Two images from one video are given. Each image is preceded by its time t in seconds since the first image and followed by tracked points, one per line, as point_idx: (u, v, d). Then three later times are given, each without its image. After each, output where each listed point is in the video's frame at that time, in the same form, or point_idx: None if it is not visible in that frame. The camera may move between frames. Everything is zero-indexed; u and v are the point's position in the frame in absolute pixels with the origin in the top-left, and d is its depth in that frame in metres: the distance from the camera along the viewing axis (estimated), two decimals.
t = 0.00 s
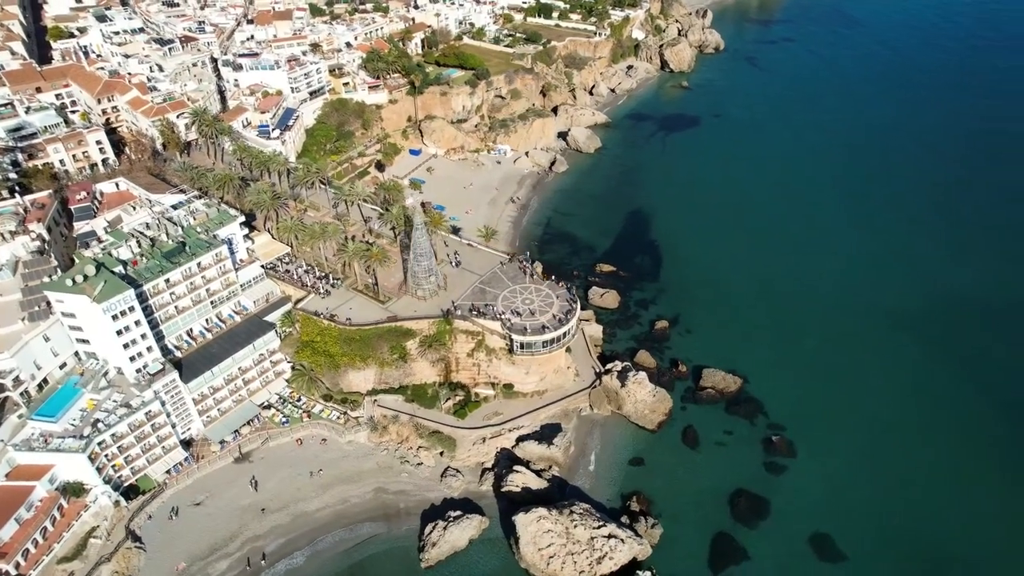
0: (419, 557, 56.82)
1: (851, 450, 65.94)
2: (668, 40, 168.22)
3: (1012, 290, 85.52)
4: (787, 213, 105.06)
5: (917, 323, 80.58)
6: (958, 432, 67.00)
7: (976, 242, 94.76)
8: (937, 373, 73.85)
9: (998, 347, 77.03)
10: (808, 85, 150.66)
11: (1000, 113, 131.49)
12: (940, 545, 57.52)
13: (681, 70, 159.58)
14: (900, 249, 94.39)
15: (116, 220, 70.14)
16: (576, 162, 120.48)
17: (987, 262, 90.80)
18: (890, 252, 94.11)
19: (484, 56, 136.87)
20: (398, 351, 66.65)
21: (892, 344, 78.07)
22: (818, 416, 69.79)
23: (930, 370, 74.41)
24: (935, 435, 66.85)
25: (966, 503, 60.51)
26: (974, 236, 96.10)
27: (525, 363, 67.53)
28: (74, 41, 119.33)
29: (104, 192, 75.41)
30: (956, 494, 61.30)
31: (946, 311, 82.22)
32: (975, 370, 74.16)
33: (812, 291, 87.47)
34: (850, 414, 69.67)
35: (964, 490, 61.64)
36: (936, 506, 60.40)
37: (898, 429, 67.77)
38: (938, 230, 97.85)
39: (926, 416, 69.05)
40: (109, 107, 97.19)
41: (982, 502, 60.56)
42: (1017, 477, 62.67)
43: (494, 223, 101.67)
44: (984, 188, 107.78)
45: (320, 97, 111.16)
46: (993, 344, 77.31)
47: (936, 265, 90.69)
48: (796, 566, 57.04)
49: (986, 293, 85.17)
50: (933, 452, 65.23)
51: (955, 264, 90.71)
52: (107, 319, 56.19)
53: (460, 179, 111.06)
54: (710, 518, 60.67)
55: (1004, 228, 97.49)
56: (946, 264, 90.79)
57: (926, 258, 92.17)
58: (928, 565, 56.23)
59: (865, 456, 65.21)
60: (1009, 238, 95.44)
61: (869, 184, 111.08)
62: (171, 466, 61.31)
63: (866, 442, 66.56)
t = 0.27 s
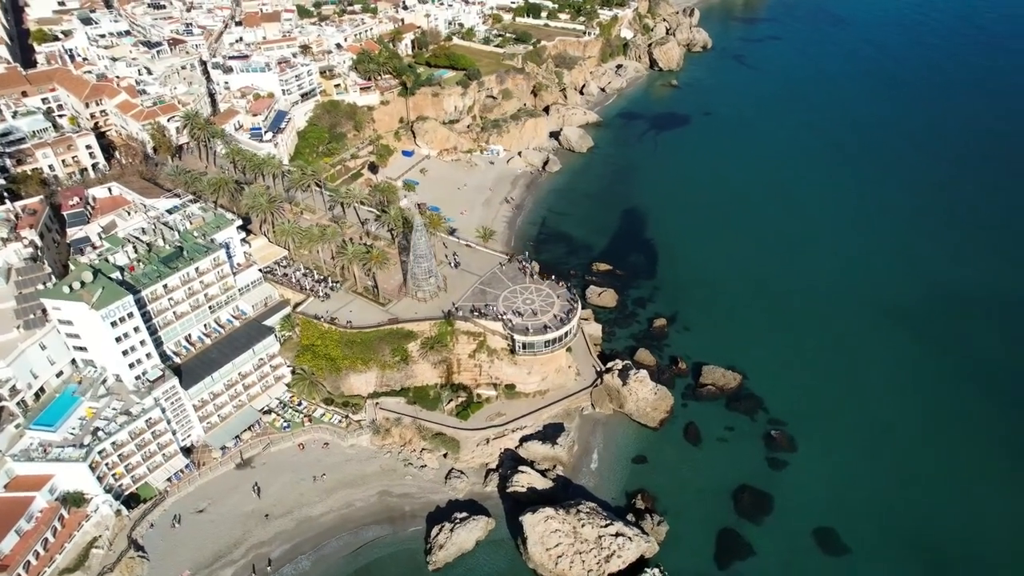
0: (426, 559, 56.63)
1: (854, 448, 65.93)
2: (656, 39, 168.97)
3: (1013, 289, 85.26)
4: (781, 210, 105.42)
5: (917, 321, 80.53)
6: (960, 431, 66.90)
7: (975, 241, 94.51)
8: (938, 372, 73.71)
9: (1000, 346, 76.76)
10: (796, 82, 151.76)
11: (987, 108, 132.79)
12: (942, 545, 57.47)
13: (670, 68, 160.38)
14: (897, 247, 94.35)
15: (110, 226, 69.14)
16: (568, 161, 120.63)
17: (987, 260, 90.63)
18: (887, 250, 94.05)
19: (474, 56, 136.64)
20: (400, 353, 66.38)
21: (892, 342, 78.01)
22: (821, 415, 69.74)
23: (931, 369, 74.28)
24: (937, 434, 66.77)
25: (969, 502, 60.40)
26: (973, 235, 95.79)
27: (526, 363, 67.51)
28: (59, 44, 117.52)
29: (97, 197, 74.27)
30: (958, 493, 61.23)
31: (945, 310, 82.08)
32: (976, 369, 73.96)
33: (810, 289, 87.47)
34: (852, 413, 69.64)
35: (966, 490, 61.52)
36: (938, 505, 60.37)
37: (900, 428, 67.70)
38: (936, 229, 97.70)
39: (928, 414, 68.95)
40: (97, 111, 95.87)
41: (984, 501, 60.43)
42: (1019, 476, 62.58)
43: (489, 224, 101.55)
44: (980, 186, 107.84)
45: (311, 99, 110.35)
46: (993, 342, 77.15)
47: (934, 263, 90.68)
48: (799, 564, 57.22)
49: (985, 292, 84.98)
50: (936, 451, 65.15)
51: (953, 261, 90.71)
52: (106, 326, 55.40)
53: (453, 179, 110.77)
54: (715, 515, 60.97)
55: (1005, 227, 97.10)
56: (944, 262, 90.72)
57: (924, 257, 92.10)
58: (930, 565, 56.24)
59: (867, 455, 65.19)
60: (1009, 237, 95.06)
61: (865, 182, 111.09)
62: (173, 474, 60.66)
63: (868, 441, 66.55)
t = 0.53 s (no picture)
0: (433, 562, 56.45)
1: (856, 447, 66.07)
2: (644, 38, 169.63)
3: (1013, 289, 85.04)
4: (776, 208, 105.81)
5: (916, 320, 80.61)
6: (961, 430, 67.03)
7: (976, 241, 94.09)
8: (939, 372, 73.70)
9: (1001, 346, 76.57)
10: (784, 79, 152.91)
11: (975, 102, 134.00)
12: (944, 544, 57.55)
13: (659, 67, 161.07)
14: (895, 246, 94.38)
15: (104, 232, 68.57)
16: (561, 161, 120.76)
17: (987, 260, 90.33)
18: (885, 249, 94.11)
19: (464, 57, 136.33)
20: (402, 355, 66.14)
21: (892, 341, 78.11)
22: (823, 414, 69.82)
23: (932, 368, 74.34)
24: (937, 433, 66.88)
25: (971, 502, 60.44)
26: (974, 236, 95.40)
27: (528, 363, 67.47)
28: (43, 46, 115.61)
29: (89, 203, 73.18)
30: (959, 492, 61.30)
31: (945, 309, 82.03)
32: (976, 369, 73.97)
33: (809, 288, 87.59)
34: (854, 412, 69.77)
35: (968, 489, 61.59)
36: (940, 504, 60.48)
37: (901, 427, 67.81)
38: (934, 228, 97.59)
39: (930, 414, 69.01)
40: (86, 115, 94.61)
41: (986, 501, 60.46)
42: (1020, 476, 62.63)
43: (485, 224, 101.42)
44: (978, 184, 107.50)
45: (303, 101, 109.49)
46: (993, 342, 77.14)
47: (933, 262, 90.69)
48: (803, 562, 57.38)
49: (985, 291, 84.85)
50: (937, 450, 65.24)
51: (952, 260, 90.64)
52: (105, 333, 54.71)
53: (447, 180, 110.50)
54: (719, 511, 61.29)
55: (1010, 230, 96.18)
56: (943, 261, 90.71)
57: (922, 256, 92.12)
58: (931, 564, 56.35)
59: (869, 454, 65.35)
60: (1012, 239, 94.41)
61: (862, 182, 110.88)
62: (174, 482, 59.99)
63: (870, 440, 66.70)
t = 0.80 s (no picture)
0: (441, 564, 56.28)
1: (857, 447, 66.18)
2: (634, 37, 170.27)
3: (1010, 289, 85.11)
4: (771, 206, 106.17)
5: (915, 319, 80.71)
6: (960, 429, 67.15)
7: (973, 240, 94.25)
8: (939, 372, 73.71)
9: (999, 346, 76.49)
10: (773, 77, 154.03)
11: (962, 99, 135.55)
12: (945, 542, 57.74)
13: (648, 66, 161.72)
14: (891, 245, 94.62)
15: (99, 237, 67.78)
16: (554, 160, 120.89)
17: (983, 259, 90.52)
18: (881, 248, 94.19)
19: (455, 57, 136.14)
20: (404, 357, 65.89)
21: (890, 340, 78.25)
22: (824, 414, 69.87)
23: (931, 368, 74.41)
24: (937, 432, 66.97)
25: (971, 503, 60.35)
26: (969, 234, 95.53)
27: (530, 363, 67.49)
28: (27, 49, 113.68)
29: (82, 208, 72.20)
30: (959, 492, 61.36)
31: (943, 309, 82.01)
32: (975, 369, 73.96)
33: (807, 287, 87.71)
34: (854, 411, 69.92)
35: (968, 489, 61.63)
36: (940, 504, 60.57)
37: (901, 427, 67.88)
38: (929, 227, 97.78)
39: (930, 414, 69.05)
40: (74, 119, 93.41)
41: (986, 501, 60.46)
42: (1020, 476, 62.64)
43: (480, 225, 101.21)
44: (971, 182, 108.17)
45: (294, 103, 108.65)
46: (991, 341, 77.12)
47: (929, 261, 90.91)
48: (806, 559, 57.53)
49: (982, 291, 84.88)
50: (937, 450, 65.33)
51: (948, 259, 90.80)
52: (105, 340, 54.02)
53: (441, 181, 110.13)
54: (723, 508, 61.59)
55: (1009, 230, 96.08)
56: (938, 259, 91.01)
57: (919, 256, 92.16)
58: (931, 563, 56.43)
59: (870, 453, 65.51)
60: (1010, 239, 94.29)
61: (857, 181, 110.88)
62: (176, 489, 59.31)
63: (871, 438, 66.87)
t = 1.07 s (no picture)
0: (448, 566, 56.16)
1: (859, 446, 66.25)
2: (622, 36, 170.91)
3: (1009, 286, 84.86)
4: (765, 204, 106.34)
5: (914, 317, 80.70)
6: (960, 429, 67.16)
7: (969, 239, 94.09)
8: (939, 371, 73.66)
9: (1000, 345, 76.24)
10: (760, 75, 155.20)
11: (948, 96, 136.99)
12: (946, 539, 58.16)
13: (638, 65, 162.32)
14: (888, 243, 94.48)
15: (93, 243, 67.01)
16: (547, 160, 120.99)
17: (981, 257, 90.23)
18: (879, 246, 93.95)
19: (445, 58, 135.75)
20: (406, 360, 65.64)
21: (890, 338, 78.22)
22: (826, 412, 70.00)
23: (931, 367, 74.31)
24: (937, 432, 67.02)
25: (971, 504, 60.45)
26: (967, 233, 95.29)
27: (532, 363, 67.48)
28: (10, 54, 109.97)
29: (75, 213, 71.25)
30: (960, 489, 61.73)
31: (940, 307, 81.96)
32: (976, 368, 73.85)
33: (804, 284, 88.10)
34: (855, 409, 70.02)
35: (968, 489, 61.73)
36: (939, 503, 60.79)
37: (902, 426, 67.96)
38: (924, 224, 98.06)
39: (930, 413, 69.05)
40: (62, 123, 92.12)
41: (985, 502, 60.52)
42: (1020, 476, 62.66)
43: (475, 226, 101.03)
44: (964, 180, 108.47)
45: (286, 105, 107.88)
46: (991, 339, 76.93)
47: (926, 258, 90.88)
48: (808, 558, 57.79)
49: (981, 289, 84.63)
50: (938, 450, 65.35)
51: (946, 258, 90.66)
52: (105, 347, 53.23)
53: (435, 182, 109.76)
54: (727, 505, 61.89)
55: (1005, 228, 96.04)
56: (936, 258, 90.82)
57: (917, 253, 91.95)
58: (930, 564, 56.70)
59: (872, 452, 65.68)
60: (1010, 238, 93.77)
61: (852, 179, 110.90)
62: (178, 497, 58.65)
63: (872, 437, 67.03)
